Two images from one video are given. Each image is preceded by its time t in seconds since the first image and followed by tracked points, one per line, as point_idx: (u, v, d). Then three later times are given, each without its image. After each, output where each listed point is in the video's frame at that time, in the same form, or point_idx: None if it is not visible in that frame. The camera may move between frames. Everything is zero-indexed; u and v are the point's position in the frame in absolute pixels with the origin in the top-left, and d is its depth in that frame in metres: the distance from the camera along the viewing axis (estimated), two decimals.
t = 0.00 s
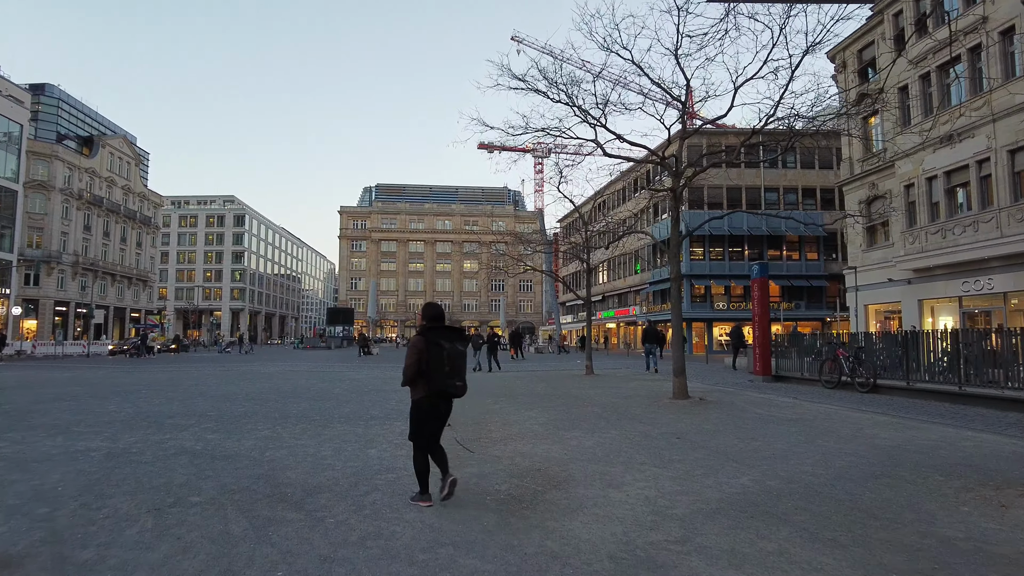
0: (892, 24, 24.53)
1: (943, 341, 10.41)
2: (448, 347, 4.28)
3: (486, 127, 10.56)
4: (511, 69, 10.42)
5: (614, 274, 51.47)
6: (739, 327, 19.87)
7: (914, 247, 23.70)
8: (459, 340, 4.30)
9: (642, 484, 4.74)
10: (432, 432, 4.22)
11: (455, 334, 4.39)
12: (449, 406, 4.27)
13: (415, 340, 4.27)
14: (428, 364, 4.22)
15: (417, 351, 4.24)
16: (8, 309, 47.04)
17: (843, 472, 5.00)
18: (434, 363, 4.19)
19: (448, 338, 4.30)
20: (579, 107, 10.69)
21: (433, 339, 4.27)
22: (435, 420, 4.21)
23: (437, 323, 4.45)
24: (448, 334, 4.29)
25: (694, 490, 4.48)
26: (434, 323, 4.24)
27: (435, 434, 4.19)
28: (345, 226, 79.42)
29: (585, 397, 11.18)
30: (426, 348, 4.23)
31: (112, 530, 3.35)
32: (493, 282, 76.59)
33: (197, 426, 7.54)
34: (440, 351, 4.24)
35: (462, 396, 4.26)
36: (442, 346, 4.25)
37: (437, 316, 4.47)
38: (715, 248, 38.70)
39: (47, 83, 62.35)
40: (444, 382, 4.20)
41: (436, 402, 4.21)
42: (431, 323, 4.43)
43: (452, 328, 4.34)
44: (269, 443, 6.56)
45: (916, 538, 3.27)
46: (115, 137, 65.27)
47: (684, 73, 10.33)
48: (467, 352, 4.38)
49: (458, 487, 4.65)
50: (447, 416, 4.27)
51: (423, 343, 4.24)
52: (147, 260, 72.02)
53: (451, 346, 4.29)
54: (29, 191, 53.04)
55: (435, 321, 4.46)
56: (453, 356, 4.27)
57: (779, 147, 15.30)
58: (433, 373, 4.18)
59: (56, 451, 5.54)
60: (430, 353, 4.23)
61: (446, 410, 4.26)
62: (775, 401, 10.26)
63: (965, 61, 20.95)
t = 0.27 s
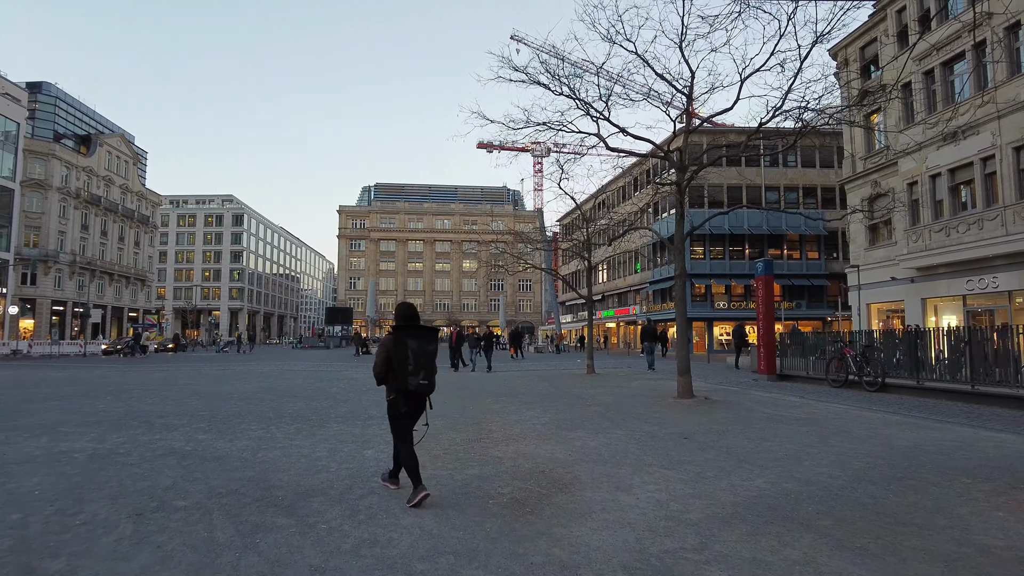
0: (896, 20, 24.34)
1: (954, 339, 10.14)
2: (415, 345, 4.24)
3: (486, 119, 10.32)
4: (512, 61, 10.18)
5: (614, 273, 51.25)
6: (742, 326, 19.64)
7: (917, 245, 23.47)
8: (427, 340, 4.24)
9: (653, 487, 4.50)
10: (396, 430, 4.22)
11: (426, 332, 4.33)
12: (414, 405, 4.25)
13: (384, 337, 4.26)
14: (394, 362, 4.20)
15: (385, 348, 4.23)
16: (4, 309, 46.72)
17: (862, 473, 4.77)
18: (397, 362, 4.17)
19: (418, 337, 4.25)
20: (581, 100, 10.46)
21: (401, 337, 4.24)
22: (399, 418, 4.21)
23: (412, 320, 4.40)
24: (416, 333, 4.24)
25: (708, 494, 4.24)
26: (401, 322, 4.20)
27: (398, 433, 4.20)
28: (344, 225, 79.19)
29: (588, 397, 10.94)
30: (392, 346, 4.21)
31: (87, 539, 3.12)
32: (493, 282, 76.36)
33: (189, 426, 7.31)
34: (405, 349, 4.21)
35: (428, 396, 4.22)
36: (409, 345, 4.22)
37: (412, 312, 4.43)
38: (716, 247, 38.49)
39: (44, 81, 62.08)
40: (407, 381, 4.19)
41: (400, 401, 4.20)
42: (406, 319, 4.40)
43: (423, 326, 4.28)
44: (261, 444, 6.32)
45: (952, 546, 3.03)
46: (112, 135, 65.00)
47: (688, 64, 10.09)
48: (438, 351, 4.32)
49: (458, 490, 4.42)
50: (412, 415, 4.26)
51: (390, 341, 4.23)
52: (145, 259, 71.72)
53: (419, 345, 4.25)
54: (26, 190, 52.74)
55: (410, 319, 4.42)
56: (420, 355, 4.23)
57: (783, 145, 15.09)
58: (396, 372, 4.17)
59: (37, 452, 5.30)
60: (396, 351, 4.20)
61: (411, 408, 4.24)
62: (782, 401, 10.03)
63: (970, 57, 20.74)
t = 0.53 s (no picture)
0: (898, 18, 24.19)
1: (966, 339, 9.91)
2: (396, 341, 4.43)
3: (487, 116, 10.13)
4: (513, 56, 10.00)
5: (615, 273, 51.04)
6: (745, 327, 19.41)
7: (922, 244, 23.23)
8: (407, 335, 4.41)
9: (665, 500, 4.27)
10: (384, 424, 4.38)
11: (405, 328, 4.51)
12: (398, 399, 4.41)
13: (365, 335, 4.42)
14: (377, 359, 4.36)
15: (367, 345, 4.39)
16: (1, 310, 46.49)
17: (884, 483, 4.55)
18: (381, 358, 4.33)
19: (397, 333, 4.42)
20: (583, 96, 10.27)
21: (382, 334, 4.41)
22: (385, 413, 4.36)
23: (389, 318, 4.59)
24: (396, 329, 4.41)
25: (725, 508, 4.01)
26: (382, 319, 4.37)
27: (385, 427, 4.36)
28: (343, 226, 78.99)
29: (591, 400, 10.71)
30: (374, 343, 4.37)
31: (59, 563, 2.88)
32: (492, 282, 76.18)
33: (180, 432, 7.08)
34: (387, 344, 4.39)
35: (411, 389, 4.39)
36: (390, 341, 4.39)
37: (389, 310, 4.61)
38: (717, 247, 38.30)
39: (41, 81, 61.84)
40: (390, 377, 4.34)
41: (385, 396, 4.37)
42: (383, 318, 4.57)
43: (401, 322, 4.46)
44: (254, 452, 6.10)
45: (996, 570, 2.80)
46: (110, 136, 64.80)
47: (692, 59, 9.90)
48: (417, 346, 4.51)
49: (459, 503, 4.18)
50: (397, 409, 4.41)
51: (371, 337, 4.39)
52: (143, 260, 71.47)
53: (400, 341, 4.43)
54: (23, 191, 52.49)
55: (388, 316, 4.60)
56: (402, 350, 4.39)
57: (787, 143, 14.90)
58: (380, 367, 4.33)
59: (20, 463, 5.07)
60: (379, 348, 4.37)
61: (395, 402, 4.41)
62: (789, 404, 9.81)
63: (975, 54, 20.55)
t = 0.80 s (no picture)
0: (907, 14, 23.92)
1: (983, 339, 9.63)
2: (380, 350, 4.49)
3: (492, 112, 9.95)
4: (518, 50, 9.82)
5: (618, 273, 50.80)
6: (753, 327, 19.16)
7: (931, 243, 22.95)
8: (390, 343, 4.51)
9: (683, 509, 4.06)
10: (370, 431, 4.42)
11: (387, 336, 4.59)
12: (382, 406, 4.46)
13: (348, 345, 4.48)
14: (361, 366, 4.41)
15: (350, 354, 4.44)
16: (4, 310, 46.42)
17: (912, 487, 4.33)
18: (367, 365, 4.38)
19: (380, 341, 4.51)
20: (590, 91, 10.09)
21: (365, 342, 4.48)
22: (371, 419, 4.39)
23: (371, 327, 4.66)
24: (379, 337, 4.50)
25: (748, 517, 3.79)
26: (367, 327, 4.44)
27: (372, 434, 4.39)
28: (346, 226, 78.87)
29: (598, 401, 10.51)
30: (358, 351, 4.42)
31: None
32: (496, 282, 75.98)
33: (178, 434, 6.89)
34: (371, 352, 4.45)
35: (396, 395, 4.45)
36: (374, 349, 4.46)
37: (369, 320, 4.68)
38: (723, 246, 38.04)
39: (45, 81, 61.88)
40: (375, 384, 4.39)
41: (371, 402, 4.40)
42: (363, 327, 4.64)
43: (382, 331, 4.55)
44: (254, 455, 5.90)
45: None
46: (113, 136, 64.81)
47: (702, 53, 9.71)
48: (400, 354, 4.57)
49: (466, 512, 3.97)
50: (383, 415, 4.45)
51: (355, 346, 4.45)
52: (147, 260, 71.45)
53: (384, 349, 4.49)
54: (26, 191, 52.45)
55: (367, 326, 4.67)
56: (386, 357, 4.46)
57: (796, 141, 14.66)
58: (365, 374, 4.38)
59: (8, 467, 4.88)
60: (364, 356, 4.42)
61: (380, 410, 4.45)
62: (802, 405, 9.58)
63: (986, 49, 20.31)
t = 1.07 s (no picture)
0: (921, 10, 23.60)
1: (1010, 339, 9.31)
2: (359, 343, 4.29)
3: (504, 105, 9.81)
4: (531, 42, 9.68)
5: (626, 273, 50.49)
6: (765, 327, 18.85)
7: (945, 243, 22.57)
8: (370, 335, 4.29)
9: (713, 520, 3.79)
10: (347, 424, 4.31)
11: (371, 328, 4.38)
12: (361, 399, 4.32)
13: (329, 337, 4.33)
14: (339, 359, 4.28)
15: (331, 347, 4.30)
16: (13, 311, 46.54)
17: (956, 498, 4.05)
18: (342, 359, 4.25)
19: (360, 333, 4.30)
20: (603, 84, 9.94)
21: (345, 335, 4.30)
22: (348, 413, 4.29)
23: (356, 316, 4.44)
24: (358, 331, 4.28)
25: (785, 531, 3.53)
26: (345, 320, 4.27)
27: (348, 428, 4.29)
28: (353, 226, 78.84)
29: (611, 403, 10.25)
30: (337, 345, 4.27)
31: None
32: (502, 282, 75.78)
33: (180, 437, 6.67)
34: (350, 346, 4.28)
35: (375, 390, 4.28)
36: (352, 342, 4.28)
37: (356, 308, 4.48)
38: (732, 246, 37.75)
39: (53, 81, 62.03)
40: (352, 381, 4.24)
41: (347, 395, 4.28)
42: (350, 316, 4.45)
43: (364, 323, 4.33)
44: (257, 459, 5.66)
45: None
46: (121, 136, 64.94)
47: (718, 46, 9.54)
48: (383, 346, 4.35)
49: (480, 521, 3.73)
50: (359, 409, 4.31)
51: (334, 340, 4.29)
52: (154, 260, 71.58)
53: (364, 342, 4.29)
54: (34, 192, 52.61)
55: (354, 316, 4.46)
56: (366, 350, 4.26)
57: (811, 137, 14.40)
58: (341, 367, 4.24)
59: (0, 472, 4.66)
60: (342, 349, 4.28)
61: (359, 403, 4.32)
62: (822, 407, 9.30)
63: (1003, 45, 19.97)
